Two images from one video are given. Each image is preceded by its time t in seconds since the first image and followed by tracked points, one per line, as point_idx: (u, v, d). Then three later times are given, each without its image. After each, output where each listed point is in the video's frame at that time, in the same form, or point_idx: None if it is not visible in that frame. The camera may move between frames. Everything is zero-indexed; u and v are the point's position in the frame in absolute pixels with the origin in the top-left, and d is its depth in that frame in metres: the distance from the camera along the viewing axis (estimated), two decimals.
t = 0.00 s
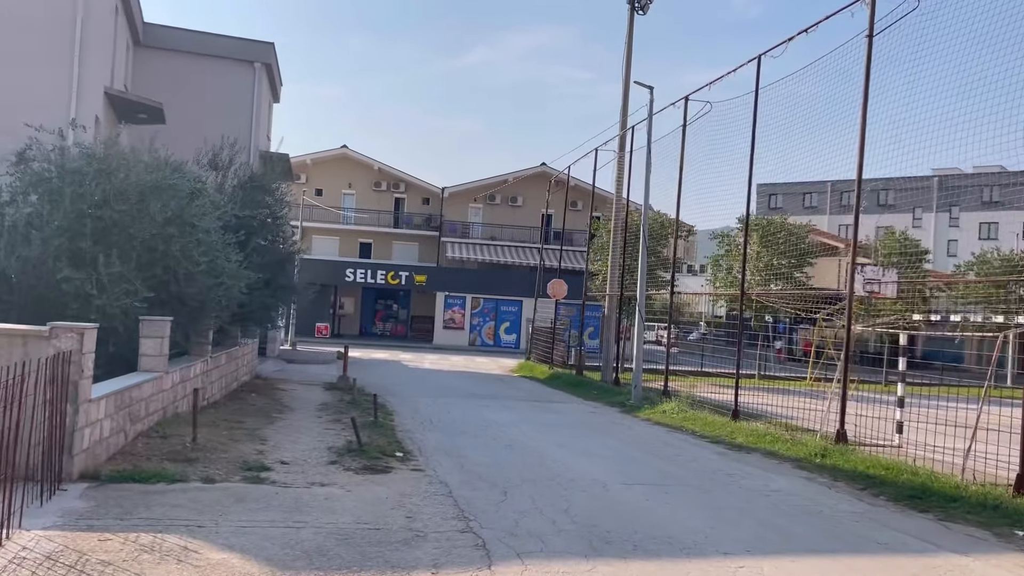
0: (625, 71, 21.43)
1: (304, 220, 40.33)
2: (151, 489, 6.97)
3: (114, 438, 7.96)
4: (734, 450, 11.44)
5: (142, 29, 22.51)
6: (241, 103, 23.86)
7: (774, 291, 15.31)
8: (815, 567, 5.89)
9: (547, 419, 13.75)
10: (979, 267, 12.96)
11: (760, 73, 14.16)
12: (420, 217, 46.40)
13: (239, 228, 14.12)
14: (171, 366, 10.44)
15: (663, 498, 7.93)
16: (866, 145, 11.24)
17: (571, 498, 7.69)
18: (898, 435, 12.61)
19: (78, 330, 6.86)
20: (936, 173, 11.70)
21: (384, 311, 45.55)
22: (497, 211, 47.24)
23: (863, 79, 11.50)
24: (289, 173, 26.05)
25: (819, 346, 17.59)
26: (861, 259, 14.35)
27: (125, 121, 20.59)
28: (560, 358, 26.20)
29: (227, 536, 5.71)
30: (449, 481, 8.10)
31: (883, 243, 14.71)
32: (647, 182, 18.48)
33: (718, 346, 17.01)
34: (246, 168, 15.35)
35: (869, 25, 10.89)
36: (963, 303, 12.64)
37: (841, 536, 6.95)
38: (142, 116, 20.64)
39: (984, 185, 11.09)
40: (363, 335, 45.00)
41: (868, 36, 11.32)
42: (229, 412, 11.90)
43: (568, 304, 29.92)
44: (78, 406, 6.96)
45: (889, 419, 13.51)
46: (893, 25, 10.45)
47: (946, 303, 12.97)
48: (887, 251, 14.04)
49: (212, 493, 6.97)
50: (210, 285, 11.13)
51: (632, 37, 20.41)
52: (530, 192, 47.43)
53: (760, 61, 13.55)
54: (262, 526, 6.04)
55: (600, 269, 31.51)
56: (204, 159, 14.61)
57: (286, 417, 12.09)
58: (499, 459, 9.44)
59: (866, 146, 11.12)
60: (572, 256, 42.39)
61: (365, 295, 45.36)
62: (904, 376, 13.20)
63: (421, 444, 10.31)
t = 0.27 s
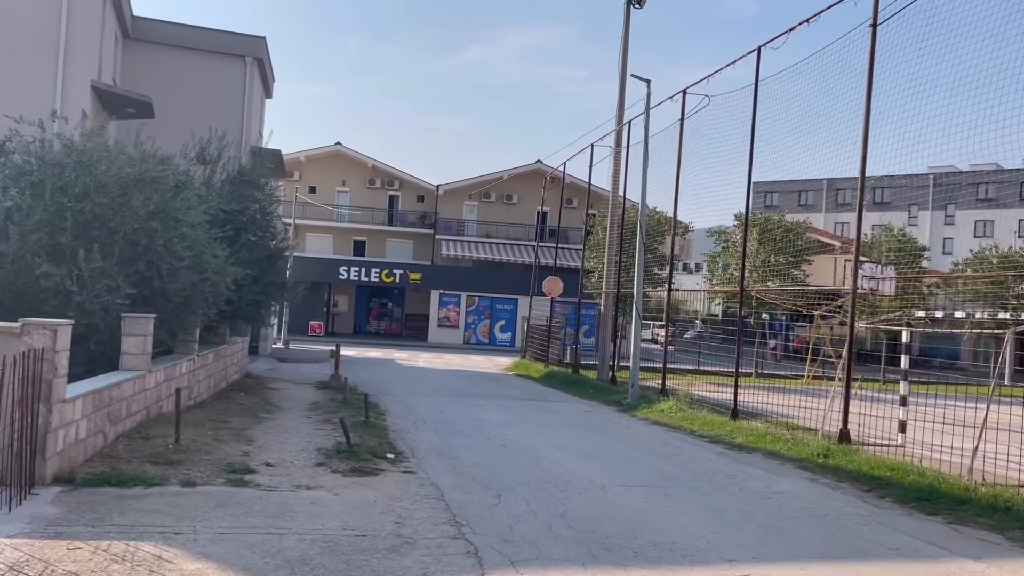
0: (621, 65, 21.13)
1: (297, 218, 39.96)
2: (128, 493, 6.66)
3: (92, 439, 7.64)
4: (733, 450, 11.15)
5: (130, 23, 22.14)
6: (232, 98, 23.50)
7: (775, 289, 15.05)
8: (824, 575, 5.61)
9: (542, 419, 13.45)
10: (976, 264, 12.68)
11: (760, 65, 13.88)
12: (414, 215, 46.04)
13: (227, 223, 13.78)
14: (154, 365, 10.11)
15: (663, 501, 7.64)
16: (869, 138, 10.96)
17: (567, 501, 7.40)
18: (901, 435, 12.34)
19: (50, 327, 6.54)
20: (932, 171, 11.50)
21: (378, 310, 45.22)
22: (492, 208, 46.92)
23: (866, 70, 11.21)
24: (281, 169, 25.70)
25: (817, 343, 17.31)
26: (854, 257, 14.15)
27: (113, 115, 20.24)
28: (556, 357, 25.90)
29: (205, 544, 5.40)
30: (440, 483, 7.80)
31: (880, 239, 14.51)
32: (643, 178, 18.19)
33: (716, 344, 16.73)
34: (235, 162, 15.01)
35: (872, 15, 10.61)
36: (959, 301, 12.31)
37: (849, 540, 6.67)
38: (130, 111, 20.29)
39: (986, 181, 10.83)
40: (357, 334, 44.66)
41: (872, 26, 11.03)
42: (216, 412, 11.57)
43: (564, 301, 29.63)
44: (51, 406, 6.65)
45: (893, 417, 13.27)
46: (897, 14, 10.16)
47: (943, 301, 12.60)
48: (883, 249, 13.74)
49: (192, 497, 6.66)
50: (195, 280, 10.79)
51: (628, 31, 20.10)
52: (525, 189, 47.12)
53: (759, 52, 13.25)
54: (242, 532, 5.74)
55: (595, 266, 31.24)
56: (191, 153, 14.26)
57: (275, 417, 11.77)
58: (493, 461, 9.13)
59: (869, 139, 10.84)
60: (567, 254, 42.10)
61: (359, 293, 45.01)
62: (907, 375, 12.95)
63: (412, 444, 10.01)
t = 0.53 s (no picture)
0: (619, 60, 20.80)
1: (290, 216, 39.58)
2: (105, 504, 6.33)
3: (69, 446, 7.30)
4: (735, 454, 10.87)
5: (119, 18, 21.76)
6: (223, 95, 23.14)
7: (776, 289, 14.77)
8: None
9: (538, 421, 13.14)
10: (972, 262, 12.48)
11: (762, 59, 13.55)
12: (409, 213, 45.69)
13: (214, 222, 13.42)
14: (138, 368, 9.77)
15: (665, 510, 7.34)
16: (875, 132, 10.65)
17: (566, 511, 7.10)
18: (905, 437, 12.10)
19: (21, 330, 6.22)
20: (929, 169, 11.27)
21: (373, 308, 44.89)
22: (487, 206, 46.56)
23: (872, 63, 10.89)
24: (273, 166, 25.34)
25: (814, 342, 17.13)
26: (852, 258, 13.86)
27: (102, 111, 19.86)
28: (552, 356, 25.61)
29: (182, 563, 5.07)
30: (434, 492, 7.49)
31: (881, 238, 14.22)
32: (642, 174, 17.87)
33: (709, 344, 16.44)
34: (224, 159, 14.64)
35: (879, 7, 10.29)
36: (957, 301, 11.93)
37: (862, 553, 6.37)
38: (119, 107, 19.91)
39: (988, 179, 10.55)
40: (351, 333, 44.33)
41: (878, 18, 10.71)
42: (203, 415, 11.24)
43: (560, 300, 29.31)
44: (23, 413, 6.31)
45: (897, 419, 13.00)
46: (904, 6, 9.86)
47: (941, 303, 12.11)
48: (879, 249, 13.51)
49: (172, 508, 6.34)
50: (182, 280, 10.44)
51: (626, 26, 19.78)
52: (521, 187, 46.81)
53: (761, 46, 12.92)
54: (223, 548, 5.42)
55: (592, 264, 30.95)
56: (178, 149, 13.89)
57: (264, 421, 11.44)
58: (488, 467, 8.82)
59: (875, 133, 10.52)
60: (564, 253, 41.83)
61: (353, 292, 44.67)
62: (909, 375, 12.59)
63: (405, 449, 9.69)
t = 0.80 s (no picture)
0: (617, 53, 20.52)
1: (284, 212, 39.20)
2: (84, 508, 6.03)
3: (48, 447, 7.00)
4: (737, 454, 10.61)
5: (109, 10, 21.39)
6: (215, 88, 22.79)
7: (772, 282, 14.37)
8: None
9: (536, 420, 12.86)
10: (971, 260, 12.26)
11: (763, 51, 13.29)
12: (404, 210, 45.35)
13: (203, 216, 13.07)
14: (123, 366, 9.45)
15: (670, 513, 7.06)
16: (881, 124, 10.39)
17: (567, 513, 6.82)
18: (911, 435, 11.85)
19: None
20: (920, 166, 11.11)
21: (368, 306, 44.56)
22: (482, 203, 46.27)
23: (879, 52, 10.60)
24: (267, 162, 24.99)
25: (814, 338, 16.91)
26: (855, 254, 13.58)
27: (91, 105, 19.51)
28: (548, 354, 25.34)
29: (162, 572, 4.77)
30: (429, 494, 7.20)
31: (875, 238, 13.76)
32: (640, 169, 17.59)
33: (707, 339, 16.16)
34: (214, 152, 14.30)
35: None
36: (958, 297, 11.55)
37: (877, 558, 6.11)
38: (108, 100, 19.56)
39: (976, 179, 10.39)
40: (346, 330, 44.00)
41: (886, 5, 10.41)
42: (192, 414, 10.93)
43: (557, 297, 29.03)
44: None
45: (903, 417, 12.74)
46: None
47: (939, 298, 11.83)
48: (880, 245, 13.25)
49: (156, 512, 6.04)
50: (170, 274, 10.13)
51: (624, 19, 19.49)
52: (517, 183, 46.52)
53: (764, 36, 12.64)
54: (206, 556, 5.12)
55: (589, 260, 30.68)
56: (167, 142, 13.54)
57: (254, 420, 11.13)
58: (486, 467, 8.54)
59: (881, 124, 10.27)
60: (560, 250, 41.57)
61: (348, 289, 44.33)
62: (915, 372, 12.29)
63: (400, 449, 9.40)
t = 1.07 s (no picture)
0: (614, 48, 20.24)
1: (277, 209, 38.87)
2: (60, 518, 5.76)
3: (26, 453, 6.71)
4: (739, 456, 10.36)
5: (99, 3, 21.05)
6: (206, 83, 22.46)
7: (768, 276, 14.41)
8: None
9: (533, 421, 12.60)
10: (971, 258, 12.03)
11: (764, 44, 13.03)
12: (399, 207, 45.03)
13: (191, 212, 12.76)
14: (107, 368, 9.17)
15: (673, 520, 6.81)
16: (886, 118, 10.14)
17: (565, 521, 6.57)
18: (915, 436, 11.62)
19: None
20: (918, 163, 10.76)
21: (363, 304, 44.27)
22: (478, 199, 45.95)
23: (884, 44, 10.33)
24: (260, 158, 24.67)
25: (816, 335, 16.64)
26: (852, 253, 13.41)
27: (80, 100, 19.18)
28: (545, 352, 25.09)
29: None
30: (422, 501, 6.94)
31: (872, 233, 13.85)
32: (638, 166, 17.33)
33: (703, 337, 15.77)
34: (203, 147, 13.99)
35: None
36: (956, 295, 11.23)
37: (888, 569, 5.87)
38: (98, 95, 19.24)
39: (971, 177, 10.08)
40: (341, 329, 43.71)
41: None
42: (181, 417, 10.65)
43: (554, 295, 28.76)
44: None
45: (906, 418, 12.53)
46: None
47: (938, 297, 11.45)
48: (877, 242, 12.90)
49: (136, 523, 5.77)
50: (156, 273, 9.86)
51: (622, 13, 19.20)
52: (513, 180, 46.22)
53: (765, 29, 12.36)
54: (186, 571, 4.86)
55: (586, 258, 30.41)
56: (155, 137, 13.23)
57: (245, 422, 10.85)
58: (482, 472, 8.27)
59: (886, 119, 10.02)
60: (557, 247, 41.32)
61: (343, 287, 44.04)
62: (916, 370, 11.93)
63: (393, 453, 9.14)
